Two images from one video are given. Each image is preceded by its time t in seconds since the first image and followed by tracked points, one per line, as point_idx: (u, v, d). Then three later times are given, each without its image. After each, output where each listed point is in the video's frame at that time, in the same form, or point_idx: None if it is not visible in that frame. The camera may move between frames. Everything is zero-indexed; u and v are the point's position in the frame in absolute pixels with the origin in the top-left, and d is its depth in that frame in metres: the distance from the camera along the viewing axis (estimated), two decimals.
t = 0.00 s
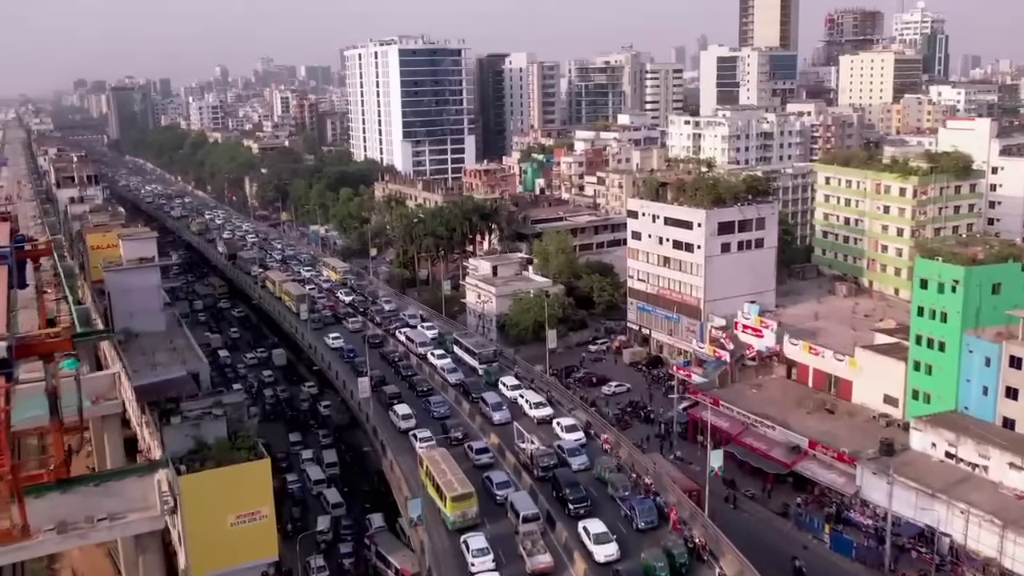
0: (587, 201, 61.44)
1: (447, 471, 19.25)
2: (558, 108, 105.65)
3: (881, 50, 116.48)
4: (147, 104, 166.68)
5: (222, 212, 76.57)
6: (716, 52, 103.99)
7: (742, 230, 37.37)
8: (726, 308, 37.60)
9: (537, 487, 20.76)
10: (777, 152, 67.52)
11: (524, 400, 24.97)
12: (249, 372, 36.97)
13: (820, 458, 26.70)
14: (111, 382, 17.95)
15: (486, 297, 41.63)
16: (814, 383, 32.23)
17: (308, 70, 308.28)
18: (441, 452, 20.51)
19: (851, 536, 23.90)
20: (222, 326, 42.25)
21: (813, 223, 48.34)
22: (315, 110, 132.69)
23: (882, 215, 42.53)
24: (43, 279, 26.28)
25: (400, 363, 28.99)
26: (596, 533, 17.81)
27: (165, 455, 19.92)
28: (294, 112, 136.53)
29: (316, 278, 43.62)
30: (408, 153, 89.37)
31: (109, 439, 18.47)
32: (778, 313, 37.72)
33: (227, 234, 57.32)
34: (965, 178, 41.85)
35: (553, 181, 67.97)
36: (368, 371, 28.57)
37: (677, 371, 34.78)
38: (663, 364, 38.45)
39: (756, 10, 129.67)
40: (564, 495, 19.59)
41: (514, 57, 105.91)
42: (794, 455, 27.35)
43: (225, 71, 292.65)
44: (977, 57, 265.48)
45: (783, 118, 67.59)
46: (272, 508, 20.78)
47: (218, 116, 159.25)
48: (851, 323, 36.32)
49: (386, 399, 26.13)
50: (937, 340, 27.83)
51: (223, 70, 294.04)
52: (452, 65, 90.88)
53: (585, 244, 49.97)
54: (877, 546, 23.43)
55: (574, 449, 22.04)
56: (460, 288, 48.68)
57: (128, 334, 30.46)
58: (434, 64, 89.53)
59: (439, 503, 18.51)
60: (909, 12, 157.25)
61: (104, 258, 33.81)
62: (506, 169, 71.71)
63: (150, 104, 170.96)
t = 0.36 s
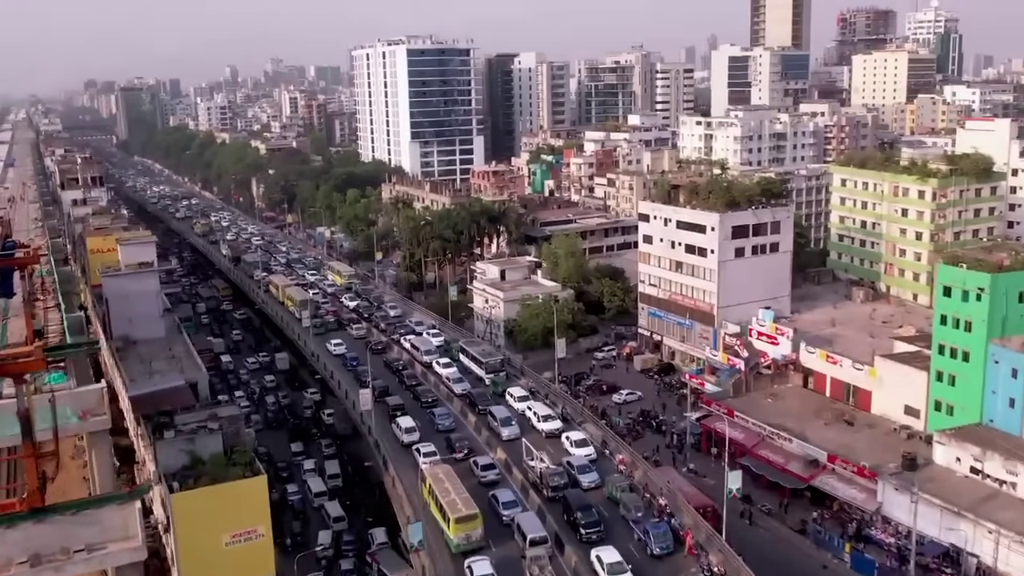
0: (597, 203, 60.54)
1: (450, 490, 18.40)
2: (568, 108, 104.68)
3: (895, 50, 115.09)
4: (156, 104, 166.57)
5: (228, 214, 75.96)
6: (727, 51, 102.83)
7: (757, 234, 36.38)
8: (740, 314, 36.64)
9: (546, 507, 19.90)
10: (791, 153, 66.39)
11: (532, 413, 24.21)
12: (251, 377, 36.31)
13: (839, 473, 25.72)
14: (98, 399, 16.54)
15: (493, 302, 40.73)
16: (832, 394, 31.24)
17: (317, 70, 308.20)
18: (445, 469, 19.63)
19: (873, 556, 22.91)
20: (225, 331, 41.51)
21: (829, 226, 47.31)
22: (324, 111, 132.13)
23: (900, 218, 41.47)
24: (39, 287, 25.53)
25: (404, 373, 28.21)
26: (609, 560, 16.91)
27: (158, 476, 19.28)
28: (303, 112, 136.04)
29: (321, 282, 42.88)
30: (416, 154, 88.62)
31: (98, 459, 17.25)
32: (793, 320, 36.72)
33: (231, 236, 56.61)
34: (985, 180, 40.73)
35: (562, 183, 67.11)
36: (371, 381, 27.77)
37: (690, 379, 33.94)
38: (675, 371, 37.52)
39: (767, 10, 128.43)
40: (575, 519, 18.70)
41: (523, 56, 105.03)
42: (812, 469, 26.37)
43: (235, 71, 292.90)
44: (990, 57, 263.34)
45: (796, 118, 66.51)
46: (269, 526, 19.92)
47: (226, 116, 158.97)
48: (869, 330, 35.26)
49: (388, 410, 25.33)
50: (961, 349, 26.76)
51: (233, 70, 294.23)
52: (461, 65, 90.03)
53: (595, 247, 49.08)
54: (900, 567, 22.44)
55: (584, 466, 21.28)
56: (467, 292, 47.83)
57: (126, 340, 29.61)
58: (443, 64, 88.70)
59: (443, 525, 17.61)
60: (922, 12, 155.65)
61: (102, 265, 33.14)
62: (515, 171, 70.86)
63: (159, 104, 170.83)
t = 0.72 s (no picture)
0: (608, 205, 59.59)
1: (455, 511, 17.58)
2: (578, 108, 103.85)
3: (910, 49, 113.57)
4: (166, 105, 166.50)
5: (235, 216, 75.36)
6: (740, 51, 101.60)
7: (773, 237, 35.35)
8: (756, 320, 35.62)
9: (557, 529, 19.14)
10: (805, 154, 65.25)
11: (543, 425, 23.48)
12: (255, 383, 35.59)
13: (861, 488, 24.72)
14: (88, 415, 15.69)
15: (502, 307, 39.84)
16: (851, 403, 30.22)
17: (328, 70, 308.40)
18: (450, 487, 18.76)
19: None
20: (229, 335, 40.82)
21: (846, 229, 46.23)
22: (333, 111, 131.61)
23: (920, 222, 40.38)
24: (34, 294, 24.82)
25: (409, 383, 27.44)
26: None
27: (152, 493, 18.59)
28: (312, 112, 135.59)
29: (326, 286, 42.14)
30: (425, 155, 87.89)
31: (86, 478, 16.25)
32: (810, 326, 35.67)
33: (237, 239, 55.92)
34: (1009, 182, 39.57)
35: (573, 184, 66.22)
36: (374, 391, 27.01)
37: (705, 389, 32.88)
38: (689, 379, 36.57)
39: (780, 9, 127.06)
40: (589, 545, 17.87)
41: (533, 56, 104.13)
42: (834, 483, 25.38)
43: (246, 71, 293.69)
44: (1005, 57, 261.07)
45: (811, 118, 65.38)
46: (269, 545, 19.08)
47: (235, 116, 158.63)
48: (889, 337, 34.19)
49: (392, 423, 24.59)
50: (988, 360, 25.66)
51: (243, 70, 295.05)
52: (471, 65, 89.19)
53: (606, 249, 48.18)
54: None
55: (595, 484, 20.57)
56: (476, 296, 47.01)
57: (125, 347, 28.90)
58: (452, 64, 87.84)
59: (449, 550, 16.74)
60: (937, 10, 154.00)
61: (100, 269, 32.27)
62: (525, 172, 70.00)
63: (169, 105, 170.80)
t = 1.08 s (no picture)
0: (619, 206, 58.67)
1: (460, 532, 16.69)
2: (589, 108, 102.84)
3: (925, 48, 112.06)
4: (176, 105, 166.42)
5: (243, 217, 74.78)
6: (753, 50, 100.41)
7: (790, 242, 34.37)
8: (771, 326, 34.66)
9: (569, 553, 18.54)
10: (820, 155, 64.16)
11: (551, 439, 23.23)
12: (258, 388, 34.85)
13: (883, 503, 23.76)
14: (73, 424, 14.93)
15: (511, 312, 38.95)
16: (871, 414, 29.23)
17: (338, 70, 308.32)
18: (454, 506, 17.87)
19: None
20: (233, 339, 40.09)
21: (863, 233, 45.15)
22: (342, 111, 131.10)
23: (940, 225, 39.30)
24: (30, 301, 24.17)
25: (414, 392, 26.83)
26: None
27: (143, 511, 17.78)
28: (321, 113, 135.14)
29: (332, 291, 41.40)
30: (434, 155, 87.15)
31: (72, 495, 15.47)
32: (828, 332, 34.63)
33: (243, 241, 55.26)
34: None
35: (583, 185, 65.33)
36: (378, 401, 26.36)
37: (720, 397, 31.93)
38: (702, 387, 35.69)
39: (793, 8, 125.75)
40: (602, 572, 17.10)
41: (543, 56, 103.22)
42: (855, 498, 24.42)
43: (257, 71, 294.15)
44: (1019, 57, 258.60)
45: (826, 119, 64.29)
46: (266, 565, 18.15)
47: (245, 116, 158.28)
48: (909, 344, 33.11)
49: (396, 436, 24.00)
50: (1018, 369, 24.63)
51: (254, 70, 295.48)
52: (480, 65, 88.33)
53: (617, 252, 47.27)
54: None
55: (607, 503, 20.11)
56: (485, 300, 46.18)
57: (124, 354, 28.19)
58: (461, 63, 87.01)
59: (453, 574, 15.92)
60: (952, 9, 152.39)
61: (98, 273, 31.52)
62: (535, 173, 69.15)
63: (178, 105, 170.74)
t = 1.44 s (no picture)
0: (630, 208, 57.75)
1: (464, 557, 15.81)
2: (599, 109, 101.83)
3: (941, 47, 110.55)
4: (186, 106, 166.22)
5: (250, 218, 74.22)
6: (766, 49, 99.23)
7: (808, 246, 33.37)
8: (788, 332, 33.67)
9: None
10: (835, 156, 63.06)
11: (560, 453, 22.63)
12: (261, 392, 34.08)
13: (907, 521, 22.75)
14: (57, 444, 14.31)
15: (520, 317, 38.08)
16: (892, 424, 28.19)
17: (349, 70, 308.26)
18: (459, 527, 17.00)
19: None
20: (237, 341, 39.34)
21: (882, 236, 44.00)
22: (352, 111, 130.53)
23: (962, 228, 38.20)
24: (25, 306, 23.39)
25: (419, 403, 26.22)
26: None
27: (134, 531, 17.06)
28: (331, 113, 134.62)
29: (337, 295, 40.65)
30: (444, 156, 86.41)
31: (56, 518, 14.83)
32: (847, 339, 33.60)
33: (249, 243, 54.58)
34: None
35: (594, 186, 64.45)
36: (382, 412, 25.74)
37: (736, 406, 30.45)
38: (716, 395, 34.77)
39: (807, 7, 124.40)
40: None
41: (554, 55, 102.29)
42: (877, 515, 23.41)
43: (267, 71, 294.39)
44: None
45: (841, 119, 63.21)
46: None
47: (254, 116, 157.84)
48: (931, 351, 32.04)
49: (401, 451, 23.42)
50: None
51: (264, 70, 295.70)
52: (490, 64, 87.38)
53: (628, 255, 46.36)
54: None
55: (619, 525, 19.36)
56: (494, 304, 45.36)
57: (122, 361, 27.77)
58: (471, 63, 86.08)
59: None
60: (967, 8, 150.80)
61: (97, 278, 30.89)
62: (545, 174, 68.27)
63: (188, 105, 170.56)
